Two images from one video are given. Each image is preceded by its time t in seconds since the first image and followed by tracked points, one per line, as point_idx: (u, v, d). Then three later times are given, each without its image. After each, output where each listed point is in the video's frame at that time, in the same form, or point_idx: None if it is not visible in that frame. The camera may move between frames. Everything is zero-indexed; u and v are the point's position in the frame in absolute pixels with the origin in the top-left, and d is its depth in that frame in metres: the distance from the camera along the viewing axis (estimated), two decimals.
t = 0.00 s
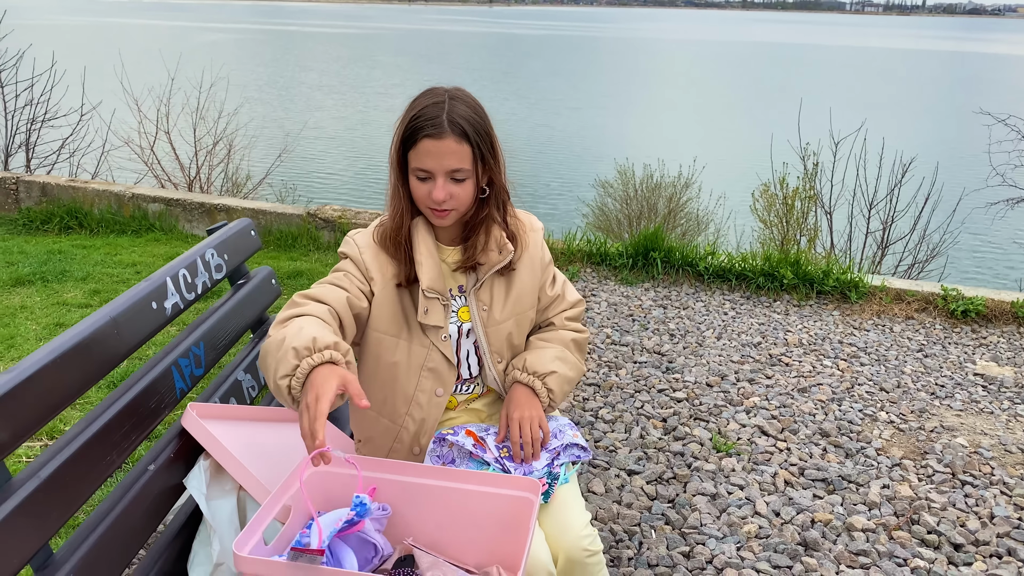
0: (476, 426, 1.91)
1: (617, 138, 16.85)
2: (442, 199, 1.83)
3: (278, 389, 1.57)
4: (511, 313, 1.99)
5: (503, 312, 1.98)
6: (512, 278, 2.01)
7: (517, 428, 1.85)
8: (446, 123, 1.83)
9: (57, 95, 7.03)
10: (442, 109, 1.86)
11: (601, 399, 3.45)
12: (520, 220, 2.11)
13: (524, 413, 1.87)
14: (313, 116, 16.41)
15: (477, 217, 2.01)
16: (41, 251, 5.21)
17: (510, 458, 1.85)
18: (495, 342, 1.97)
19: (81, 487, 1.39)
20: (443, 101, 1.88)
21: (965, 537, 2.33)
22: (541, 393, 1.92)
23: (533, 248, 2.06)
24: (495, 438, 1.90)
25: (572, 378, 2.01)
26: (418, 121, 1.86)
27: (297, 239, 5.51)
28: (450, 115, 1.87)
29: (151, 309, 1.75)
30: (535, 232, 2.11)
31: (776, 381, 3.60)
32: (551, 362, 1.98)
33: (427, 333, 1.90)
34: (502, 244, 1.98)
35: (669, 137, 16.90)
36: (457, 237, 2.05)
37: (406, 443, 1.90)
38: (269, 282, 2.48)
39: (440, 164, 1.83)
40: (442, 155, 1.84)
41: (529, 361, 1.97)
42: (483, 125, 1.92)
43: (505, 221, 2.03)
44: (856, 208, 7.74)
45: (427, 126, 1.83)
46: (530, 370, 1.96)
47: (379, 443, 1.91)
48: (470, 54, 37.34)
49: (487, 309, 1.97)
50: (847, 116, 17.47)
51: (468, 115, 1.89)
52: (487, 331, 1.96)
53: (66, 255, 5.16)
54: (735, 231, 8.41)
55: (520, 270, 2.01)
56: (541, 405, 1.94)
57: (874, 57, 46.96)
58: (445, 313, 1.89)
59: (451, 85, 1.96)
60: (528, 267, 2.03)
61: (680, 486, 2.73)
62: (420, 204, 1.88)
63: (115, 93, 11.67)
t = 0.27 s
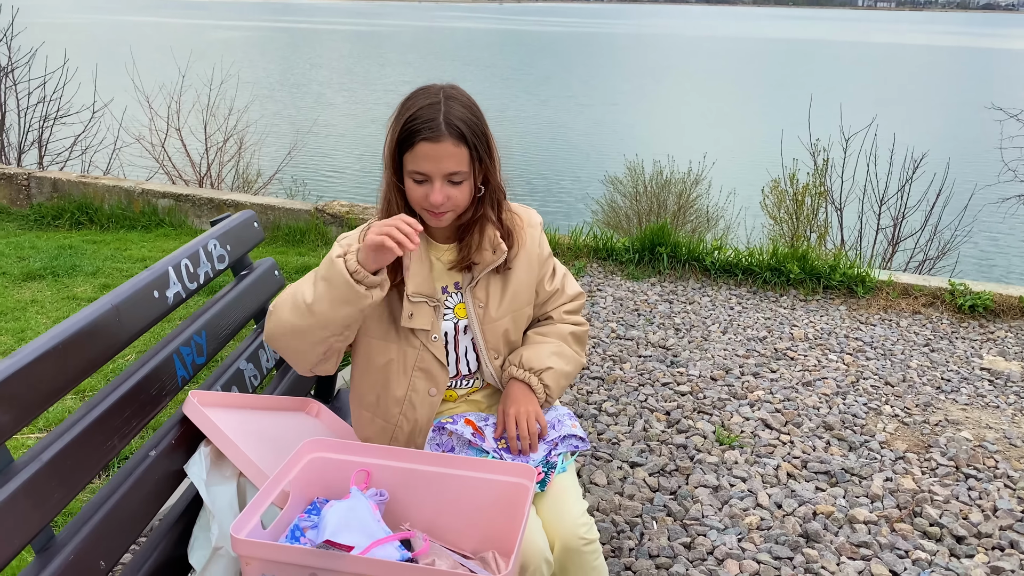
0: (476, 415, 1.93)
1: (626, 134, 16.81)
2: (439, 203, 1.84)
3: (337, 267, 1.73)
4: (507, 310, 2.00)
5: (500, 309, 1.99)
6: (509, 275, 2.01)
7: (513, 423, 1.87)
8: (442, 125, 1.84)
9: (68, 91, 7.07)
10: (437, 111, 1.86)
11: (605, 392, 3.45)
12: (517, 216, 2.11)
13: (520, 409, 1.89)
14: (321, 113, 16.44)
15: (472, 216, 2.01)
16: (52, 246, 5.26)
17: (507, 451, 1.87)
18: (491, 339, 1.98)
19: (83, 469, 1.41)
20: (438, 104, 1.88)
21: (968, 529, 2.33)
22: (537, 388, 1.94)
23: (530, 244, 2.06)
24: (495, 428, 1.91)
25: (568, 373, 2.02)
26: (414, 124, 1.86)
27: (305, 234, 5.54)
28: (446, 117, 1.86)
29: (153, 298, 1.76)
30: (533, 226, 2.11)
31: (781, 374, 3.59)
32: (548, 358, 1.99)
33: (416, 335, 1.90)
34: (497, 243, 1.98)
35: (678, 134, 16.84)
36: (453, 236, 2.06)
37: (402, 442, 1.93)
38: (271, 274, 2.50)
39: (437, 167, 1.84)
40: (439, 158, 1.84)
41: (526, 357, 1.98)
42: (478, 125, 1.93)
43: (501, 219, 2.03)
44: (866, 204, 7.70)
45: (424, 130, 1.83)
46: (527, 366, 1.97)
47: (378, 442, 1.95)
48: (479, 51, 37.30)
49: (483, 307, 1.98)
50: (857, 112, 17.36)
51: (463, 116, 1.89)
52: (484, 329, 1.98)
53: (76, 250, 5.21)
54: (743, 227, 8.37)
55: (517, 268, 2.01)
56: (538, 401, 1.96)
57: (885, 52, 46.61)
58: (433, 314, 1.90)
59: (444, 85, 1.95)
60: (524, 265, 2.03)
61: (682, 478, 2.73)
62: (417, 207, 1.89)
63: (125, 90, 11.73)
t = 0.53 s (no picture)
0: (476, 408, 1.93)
1: (632, 130, 16.76)
2: (440, 214, 1.81)
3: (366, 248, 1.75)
4: (507, 311, 1.99)
5: (499, 310, 1.98)
6: (508, 275, 1.99)
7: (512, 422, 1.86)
8: (444, 135, 1.78)
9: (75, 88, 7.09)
10: (437, 120, 1.80)
11: (611, 387, 3.45)
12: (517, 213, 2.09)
13: (520, 408, 1.88)
14: (328, 110, 16.45)
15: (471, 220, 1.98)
16: (59, 242, 5.28)
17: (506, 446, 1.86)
18: (490, 339, 1.98)
19: (84, 459, 1.41)
20: (439, 111, 1.82)
21: (974, 524, 2.31)
22: (536, 387, 1.93)
23: (529, 242, 2.04)
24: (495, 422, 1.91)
25: (568, 370, 2.01)
26: (413, 133, 1.80)
27: (311, 229, 5.54)
28: (447, 125, 1.80)
29: (155, 291, 1.76)
30: (532, 223, 2.09)
31: (787, 369, 3.58)
32: (548, 357, 1.98)
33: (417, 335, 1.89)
34: (494, 247, 1.96)
35: (684, 129, 16.77)
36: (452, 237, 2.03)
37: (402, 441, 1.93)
38: (274, 267, 2.50)
39: (438, 179, 1.79)
40: (441, 169, 1.80)
41: (526, 356, 1.97)
42: (479, 131, 1.87)
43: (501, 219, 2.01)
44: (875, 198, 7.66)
45: (425, 140, 1.78)
46: (527, 366, 1.96)
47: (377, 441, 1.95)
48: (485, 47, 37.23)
49: (481, 307, 1.97)
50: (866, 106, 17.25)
51: (464, 123, 1.84)
52: (482, 329, 1.97)
53: (84, 245, 5.22)
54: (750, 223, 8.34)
55: (515, 269, 1.99)
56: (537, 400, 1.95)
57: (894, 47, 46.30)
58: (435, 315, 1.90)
59: (443, 88, 1.88)
60: (524, 264, 2.01)
61: (687, 472, 2.72)
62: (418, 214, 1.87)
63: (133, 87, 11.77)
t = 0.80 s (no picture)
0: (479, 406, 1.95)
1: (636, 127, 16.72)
2: (449, 228, 1.76)
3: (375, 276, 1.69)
4: (515, 323, 1.97)
5: (507, 322, 1.96)
6: (517, 289, 1.97)
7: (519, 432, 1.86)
8: (456, 148, 1.74)
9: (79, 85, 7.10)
10: (448, 131, 1.77)
11: (616, 383, 3.44)
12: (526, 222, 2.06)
13: (528, 419, 1.88)
14: (331, 107, 16.45)
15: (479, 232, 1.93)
16: (63, 239, 5.28)
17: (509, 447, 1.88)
18: (497, 349, 1.98)
19: (86, 455, 1.40)
20: (450, 123, 1.78)
21: (982, 521, 2.30)
22: (544, 398, 1.92)
23: (539, 251, 2.00)
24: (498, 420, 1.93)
25: (575, 378, 2.00)
26: (424, 145, 1.76)
27: (315, 227, 5.54)
28: (458, 137, 1.77)
29: (157, 286, 1.76)
30: (542, 232, 2.06)
31: (793, 365, 3.56)
32: (556, 368, 1.96)
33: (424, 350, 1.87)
34: (502, 263, 1.92)
35: (689, 126, 16.72)
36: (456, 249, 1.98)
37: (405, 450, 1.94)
38: (278, 263, 2.49)
39: (448, 193, 1.74)
40: (451, 182, 1.75)
41: (533, 367, 1.95)
42: (489, 142, 1.84)
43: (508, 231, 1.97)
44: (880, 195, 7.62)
45: (436, 152, 1.73)
46: (533, 376, 1.95)
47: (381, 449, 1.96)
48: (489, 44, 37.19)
49: (488, 320, 1.96)
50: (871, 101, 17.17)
51: (475, 135, 1.80)
52: (489, 341, 1.97)
53: (88, 243, 5.23)
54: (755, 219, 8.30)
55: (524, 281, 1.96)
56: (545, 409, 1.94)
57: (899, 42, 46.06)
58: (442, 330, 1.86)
59: (452, 99, 1.85)
60: (533, 277, 1.98)
61: (693, 469, 2.71)
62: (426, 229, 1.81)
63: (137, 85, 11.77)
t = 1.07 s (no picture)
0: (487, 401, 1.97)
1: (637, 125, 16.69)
2: (476, 240, 1.70)
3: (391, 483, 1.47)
4: (529, 329, 1.96)
5: (520, 328, 1.95)
6: (533, 299, 1.95)
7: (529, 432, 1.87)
8: (484, 156, 1.70)
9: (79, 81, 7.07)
10: (474, 138, 1.72)
11: (621, 379, 3.42)
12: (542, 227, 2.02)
13: (538, 421, 1.87)
14: (332, 105, 16.41)
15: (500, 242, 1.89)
16: (64, 236, 5.26)
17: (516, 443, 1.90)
18: (508, 355, 1.96)
19: (90, 449, 1.38)
20: (476, 130, 1.74)
21: (993, 516, 2.28)
22: (554, 399, 1.92)
23: (554, 258, 1.98)
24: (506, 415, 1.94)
25: (583, 377, 1.98)
26: (450, 153, 1.70)
27: (317, 223, 5.52)
28: (484, 145, 1.72)
29: (162, 277, 1.74)
30: (558, 237, 2.03)
31: (798, 361, 3.54)
32: (566, 370, 1.95)
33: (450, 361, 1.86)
34: (523, 272, 1.89)
35: (690, 125, 16.69)
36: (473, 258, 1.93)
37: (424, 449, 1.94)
38: (283, 255, 2.46)
39: (476, 203, 1.70)
40: (478, 193, 1.70)
41: (543, 368, 1.94)
42: (513, 148, 1.81)
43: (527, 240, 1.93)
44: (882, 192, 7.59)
45: (463, 161, 1.68)
46: (543, 379, 1.94)
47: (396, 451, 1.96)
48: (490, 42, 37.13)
49: (502, 328, 1.95)
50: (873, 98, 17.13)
51: (501, 141, 1.76)
52: (501, 348, 1.96)
53: (88, 240, 5.20)
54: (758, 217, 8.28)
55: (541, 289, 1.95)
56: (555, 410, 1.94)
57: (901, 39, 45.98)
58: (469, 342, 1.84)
59: (475, 104, 1.81)
60: (550, 284, 1.97)
61: (700, 465, 2.69)
62: (449, 241, 1.75)
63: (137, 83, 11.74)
